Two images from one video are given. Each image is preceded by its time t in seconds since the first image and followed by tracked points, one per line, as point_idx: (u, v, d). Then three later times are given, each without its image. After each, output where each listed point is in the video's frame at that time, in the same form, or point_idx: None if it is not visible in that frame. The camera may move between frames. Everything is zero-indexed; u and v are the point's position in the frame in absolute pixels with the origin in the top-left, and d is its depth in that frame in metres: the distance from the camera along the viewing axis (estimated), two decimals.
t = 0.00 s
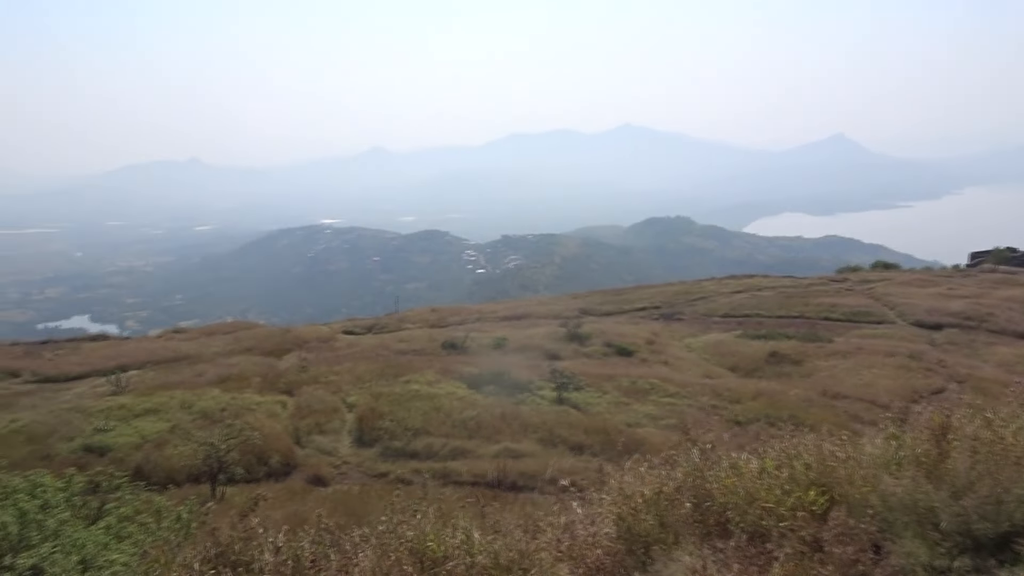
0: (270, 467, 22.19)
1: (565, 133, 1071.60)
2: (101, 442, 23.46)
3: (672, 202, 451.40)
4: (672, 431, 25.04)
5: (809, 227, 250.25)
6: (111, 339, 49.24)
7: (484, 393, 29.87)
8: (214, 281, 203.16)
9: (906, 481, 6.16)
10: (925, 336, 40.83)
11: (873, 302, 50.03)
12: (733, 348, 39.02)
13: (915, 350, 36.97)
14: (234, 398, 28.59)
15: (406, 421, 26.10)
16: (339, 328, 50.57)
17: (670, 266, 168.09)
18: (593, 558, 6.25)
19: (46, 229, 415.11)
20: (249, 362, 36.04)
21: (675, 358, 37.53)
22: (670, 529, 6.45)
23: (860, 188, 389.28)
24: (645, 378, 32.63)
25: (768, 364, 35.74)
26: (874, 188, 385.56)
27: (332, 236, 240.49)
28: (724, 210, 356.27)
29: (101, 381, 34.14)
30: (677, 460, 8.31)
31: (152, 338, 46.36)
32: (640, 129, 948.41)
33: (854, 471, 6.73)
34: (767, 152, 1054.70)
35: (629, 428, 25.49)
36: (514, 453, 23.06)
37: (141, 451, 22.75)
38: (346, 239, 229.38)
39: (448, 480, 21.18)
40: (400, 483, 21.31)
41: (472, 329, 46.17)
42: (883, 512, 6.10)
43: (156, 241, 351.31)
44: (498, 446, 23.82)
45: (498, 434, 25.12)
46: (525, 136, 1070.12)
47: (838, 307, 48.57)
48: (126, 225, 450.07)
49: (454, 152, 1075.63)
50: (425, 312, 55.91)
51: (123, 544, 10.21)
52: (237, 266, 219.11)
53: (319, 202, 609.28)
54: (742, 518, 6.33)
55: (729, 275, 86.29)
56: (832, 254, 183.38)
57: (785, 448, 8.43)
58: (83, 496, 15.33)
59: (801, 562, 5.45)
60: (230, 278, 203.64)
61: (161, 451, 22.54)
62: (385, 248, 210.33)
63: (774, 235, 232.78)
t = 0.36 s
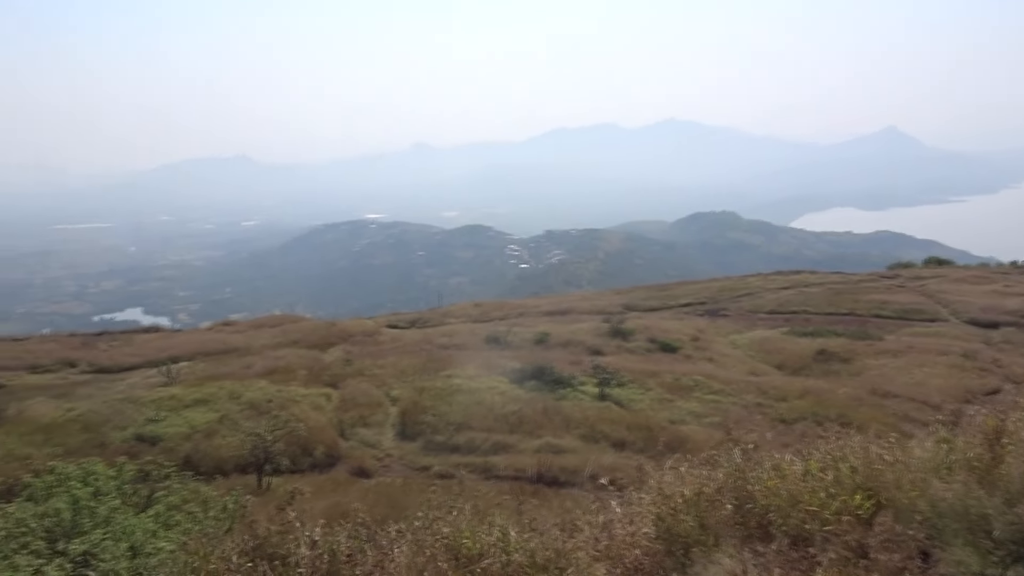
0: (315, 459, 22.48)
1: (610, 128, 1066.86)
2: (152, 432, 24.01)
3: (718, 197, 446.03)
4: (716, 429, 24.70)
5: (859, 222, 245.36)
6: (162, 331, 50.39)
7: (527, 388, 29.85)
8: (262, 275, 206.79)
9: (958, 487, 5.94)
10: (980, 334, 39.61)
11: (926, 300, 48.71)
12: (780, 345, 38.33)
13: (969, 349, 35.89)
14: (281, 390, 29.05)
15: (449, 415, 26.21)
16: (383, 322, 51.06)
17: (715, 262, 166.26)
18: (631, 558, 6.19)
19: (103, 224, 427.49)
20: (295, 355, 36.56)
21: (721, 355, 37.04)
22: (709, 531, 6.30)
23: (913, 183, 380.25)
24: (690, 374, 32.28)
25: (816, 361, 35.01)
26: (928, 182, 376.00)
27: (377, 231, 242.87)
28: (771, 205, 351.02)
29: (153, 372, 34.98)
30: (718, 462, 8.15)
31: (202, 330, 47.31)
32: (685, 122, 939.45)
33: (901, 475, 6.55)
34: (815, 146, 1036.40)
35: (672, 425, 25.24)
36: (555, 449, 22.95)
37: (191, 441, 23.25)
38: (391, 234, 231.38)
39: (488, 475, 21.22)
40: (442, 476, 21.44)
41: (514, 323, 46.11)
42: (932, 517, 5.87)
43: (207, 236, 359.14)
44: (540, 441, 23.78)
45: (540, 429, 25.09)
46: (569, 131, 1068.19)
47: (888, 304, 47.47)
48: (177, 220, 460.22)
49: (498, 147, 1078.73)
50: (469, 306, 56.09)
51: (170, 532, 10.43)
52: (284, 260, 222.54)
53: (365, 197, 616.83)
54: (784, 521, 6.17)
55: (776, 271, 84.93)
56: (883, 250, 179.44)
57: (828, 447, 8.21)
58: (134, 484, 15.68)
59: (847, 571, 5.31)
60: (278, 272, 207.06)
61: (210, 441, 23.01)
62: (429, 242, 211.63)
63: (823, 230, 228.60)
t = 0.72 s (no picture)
0: (375, 452, 22.80)
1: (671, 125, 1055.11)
2: (219, 422, 24.70)
3: (783, 194, 437.03)
4: (777, 431, 24.21)
5: (931, 220, 237.64)
6: (230, 324, 51.77)
7: (585, 385, 29.74)
8: (325, 271, 210.78)
9: None
10: None
11: (1001, 301, 46.80)
12: (846, 346, 37.32)
13: None
14: (343, 384, 29.54)
15: (507, 411, 26.30)
16: (442, 317, 51.49)
17: (779, 260, 163.05)
18: (688, 560, 6.03)
19: (175, 220, 441.94)
20: (356, 349, 37.15)
21: (784, 355, 36.25)
22: (769, 536, 6.15)
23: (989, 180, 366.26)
24: (751, 374, 31.65)
25: (883, 363, 33.99)
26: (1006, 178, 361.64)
27: (438, 227, 245.16)
28: (838, 202, 342.61)
29: (220, 364, 35.99)
30: (778, 465, 7.97)
31: (267, 324, 48.43)
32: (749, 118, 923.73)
33: (973, 486, 6.30)
34: (885, 141, 1006.27)
35: (732, 425, 24.82)
36: (612, 447, 22.80)
37: (256, 431, 23.84)
38: (451, 231, 233.08)
39: (545, 471, 21.19)
40: (499, 472, 21.50)
41: (573, 321, 46.01)
42: (1006, 533, 5.60)
43: (273, 232, 367.99)
44: (598, 439, 23.64)
45: (598, 427, 24.94)
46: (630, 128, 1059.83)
47: (961, 305, 45.77)
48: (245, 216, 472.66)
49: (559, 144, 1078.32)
50: (528, 302, 56.15)
51: (232, 520, 10.70)
52: (347, 255, 226.44)
53: (427, 194, 624.17)
54: (848, 528, 5.98)
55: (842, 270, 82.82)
56: (956, 249, 173.39)
57: (893, 453, 7.98)
58: (200, 473, 16.17)
59: None
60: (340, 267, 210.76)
61: (274, 433, 23.54)
62: (489, 238, 212.55)
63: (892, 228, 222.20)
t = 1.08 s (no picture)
0: (443, 448, 23.02)
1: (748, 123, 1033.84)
2: (293, 414, 25.34)
3: (865, 193, 423.48)
4: (854, 439, 23.41)
5: None
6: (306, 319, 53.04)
7: (654, 387, 29.36)
8: (398, 267, 214.12)
9: None
10: None
11: None
12: (930, 353, 35.82)
13: None
14: (413, 380, 29.92)
15: (574, 411, 26.15)
16: (512, 316, 51.60)
17: (860, 262, 158.02)
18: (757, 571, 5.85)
19: (256, 218, 456.31)
20: (426, 346, 37.53)
21: (863, 361, 35.03)
22: (842, 549, 5.93)
23: None
24: (828, 380, 30.67)
25: (970, 372, 32.48)
26: None
27: (509, 226, 246.06)
28: (924, 202, 329.90)
29: (296, 358, 36.92)
30: (853, 477, 7.68)
31: (341, 319, 49.40)
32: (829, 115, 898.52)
33: None
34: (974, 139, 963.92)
35: (806, 432, 24.11)
36: (680, 451, 22.46)
37: (328, 424, 24.35)
38: (522, 229, 233.87)
39: (613, 473, 21.01)
40: (565, 472, 21.41)
41: (643, 321, 45.51)
42: None
43: (348, 229, 375.96)
44: (667, 442, 23.30)
45: (667, 429, 24.60)
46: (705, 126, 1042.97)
47: None
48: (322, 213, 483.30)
49: (631, 143, 1070.13)
50: (597, 302, 55.78)
51: (303, 510, 10.90)
52: (419, 253, 229.29)
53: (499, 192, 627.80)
54: (928, 546, 5.69)
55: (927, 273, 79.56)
56: None
57: (980, 468, 7.59)
58: (274, 463, 16.56)
59: None
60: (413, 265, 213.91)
61: (345, 426, 24.01)
62: (560, 237, 212.18)
63: (981, 229, 212.73)
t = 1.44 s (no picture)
0: (504, 444, 23.09)
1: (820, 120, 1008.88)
2: (359, 406, 25.77)
3: (944, 193, 409.18)
4: (930, 448, 22.56)
5: None
6: (371, 314, 53.89)
7: (719, 388, 28.86)
8: (463, 264, 215.86)
9: None
10: None
11: None
12: (1012, 359, 34.33)
13: None
14: (475, 376, 30.11)
15: (637, 410, 25.89)
16: (575, 314, 51.44)
17: (939, 263, 152.69)
18: None
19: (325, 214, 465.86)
20: (489, 343, 37.71)
21: (940, 366, 33.79)
22: (918, 563, 5.67)
23: None
24: (902, 385, 29.64)
25: None
26: None
27: (573, 224, 245.33)
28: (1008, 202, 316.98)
29: (362, 351, 37.56)
30: (932, 485, 7.38)
31: (406, 315, 50.04)
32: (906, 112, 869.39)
33: None
34: None
35: (879, 439, 23.34)
36: (746, 454, 22.02)
37: (392, 418, 24.69)
38: (586, 227, 232.96)
39: (675, 474, 20.72)
40: (627, 471, 21.24)
41: (709, 322, 44.79)
42: None
43: (415, 226, 380.44)
44: (732, 444, 22.89)
45: (732, 432, 24.13)
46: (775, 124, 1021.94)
47: None
48: (388, 210, 489.46)
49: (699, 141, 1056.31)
50: (662, 302, 55.14)
51: (366, 502, 11.05)
52: (483, 251, 230.48)
53: (564, 190, 626.65)
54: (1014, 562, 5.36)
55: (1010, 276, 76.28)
56: None
57: None
58: (340, 454, 16.85)
59: None
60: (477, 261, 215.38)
61: (409, 420, 24.30)
62: (624, 236, 210.50)
63: None
